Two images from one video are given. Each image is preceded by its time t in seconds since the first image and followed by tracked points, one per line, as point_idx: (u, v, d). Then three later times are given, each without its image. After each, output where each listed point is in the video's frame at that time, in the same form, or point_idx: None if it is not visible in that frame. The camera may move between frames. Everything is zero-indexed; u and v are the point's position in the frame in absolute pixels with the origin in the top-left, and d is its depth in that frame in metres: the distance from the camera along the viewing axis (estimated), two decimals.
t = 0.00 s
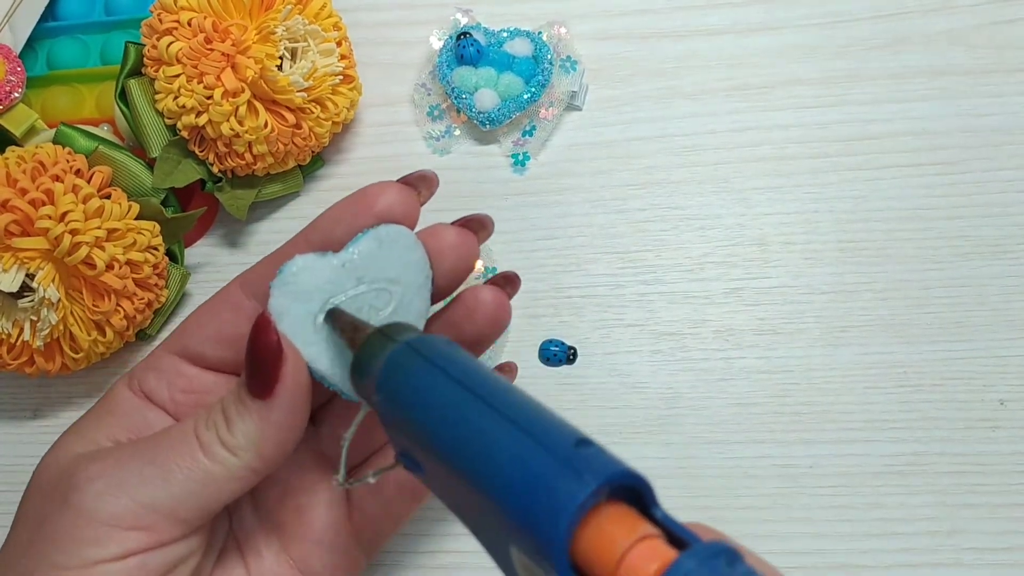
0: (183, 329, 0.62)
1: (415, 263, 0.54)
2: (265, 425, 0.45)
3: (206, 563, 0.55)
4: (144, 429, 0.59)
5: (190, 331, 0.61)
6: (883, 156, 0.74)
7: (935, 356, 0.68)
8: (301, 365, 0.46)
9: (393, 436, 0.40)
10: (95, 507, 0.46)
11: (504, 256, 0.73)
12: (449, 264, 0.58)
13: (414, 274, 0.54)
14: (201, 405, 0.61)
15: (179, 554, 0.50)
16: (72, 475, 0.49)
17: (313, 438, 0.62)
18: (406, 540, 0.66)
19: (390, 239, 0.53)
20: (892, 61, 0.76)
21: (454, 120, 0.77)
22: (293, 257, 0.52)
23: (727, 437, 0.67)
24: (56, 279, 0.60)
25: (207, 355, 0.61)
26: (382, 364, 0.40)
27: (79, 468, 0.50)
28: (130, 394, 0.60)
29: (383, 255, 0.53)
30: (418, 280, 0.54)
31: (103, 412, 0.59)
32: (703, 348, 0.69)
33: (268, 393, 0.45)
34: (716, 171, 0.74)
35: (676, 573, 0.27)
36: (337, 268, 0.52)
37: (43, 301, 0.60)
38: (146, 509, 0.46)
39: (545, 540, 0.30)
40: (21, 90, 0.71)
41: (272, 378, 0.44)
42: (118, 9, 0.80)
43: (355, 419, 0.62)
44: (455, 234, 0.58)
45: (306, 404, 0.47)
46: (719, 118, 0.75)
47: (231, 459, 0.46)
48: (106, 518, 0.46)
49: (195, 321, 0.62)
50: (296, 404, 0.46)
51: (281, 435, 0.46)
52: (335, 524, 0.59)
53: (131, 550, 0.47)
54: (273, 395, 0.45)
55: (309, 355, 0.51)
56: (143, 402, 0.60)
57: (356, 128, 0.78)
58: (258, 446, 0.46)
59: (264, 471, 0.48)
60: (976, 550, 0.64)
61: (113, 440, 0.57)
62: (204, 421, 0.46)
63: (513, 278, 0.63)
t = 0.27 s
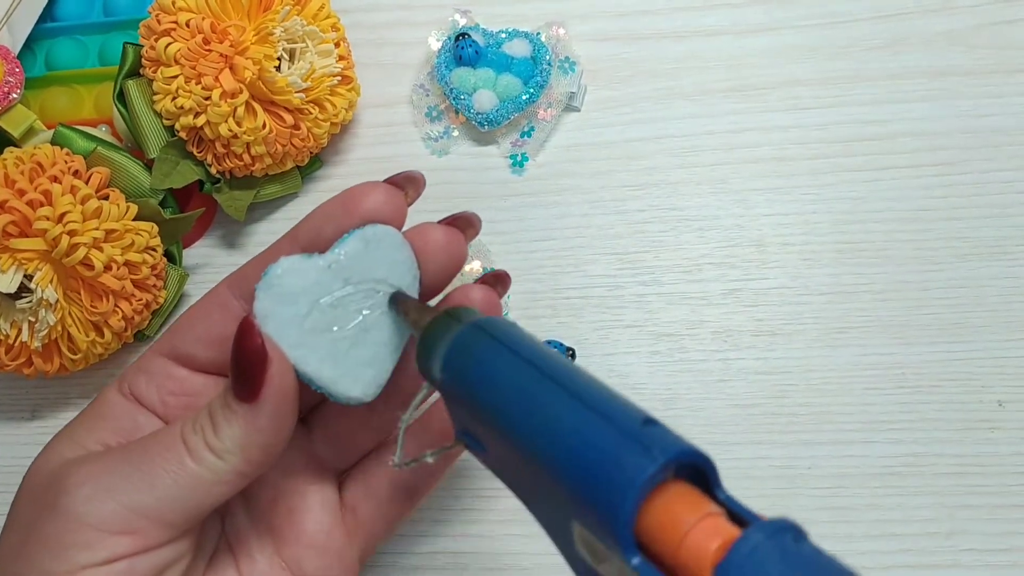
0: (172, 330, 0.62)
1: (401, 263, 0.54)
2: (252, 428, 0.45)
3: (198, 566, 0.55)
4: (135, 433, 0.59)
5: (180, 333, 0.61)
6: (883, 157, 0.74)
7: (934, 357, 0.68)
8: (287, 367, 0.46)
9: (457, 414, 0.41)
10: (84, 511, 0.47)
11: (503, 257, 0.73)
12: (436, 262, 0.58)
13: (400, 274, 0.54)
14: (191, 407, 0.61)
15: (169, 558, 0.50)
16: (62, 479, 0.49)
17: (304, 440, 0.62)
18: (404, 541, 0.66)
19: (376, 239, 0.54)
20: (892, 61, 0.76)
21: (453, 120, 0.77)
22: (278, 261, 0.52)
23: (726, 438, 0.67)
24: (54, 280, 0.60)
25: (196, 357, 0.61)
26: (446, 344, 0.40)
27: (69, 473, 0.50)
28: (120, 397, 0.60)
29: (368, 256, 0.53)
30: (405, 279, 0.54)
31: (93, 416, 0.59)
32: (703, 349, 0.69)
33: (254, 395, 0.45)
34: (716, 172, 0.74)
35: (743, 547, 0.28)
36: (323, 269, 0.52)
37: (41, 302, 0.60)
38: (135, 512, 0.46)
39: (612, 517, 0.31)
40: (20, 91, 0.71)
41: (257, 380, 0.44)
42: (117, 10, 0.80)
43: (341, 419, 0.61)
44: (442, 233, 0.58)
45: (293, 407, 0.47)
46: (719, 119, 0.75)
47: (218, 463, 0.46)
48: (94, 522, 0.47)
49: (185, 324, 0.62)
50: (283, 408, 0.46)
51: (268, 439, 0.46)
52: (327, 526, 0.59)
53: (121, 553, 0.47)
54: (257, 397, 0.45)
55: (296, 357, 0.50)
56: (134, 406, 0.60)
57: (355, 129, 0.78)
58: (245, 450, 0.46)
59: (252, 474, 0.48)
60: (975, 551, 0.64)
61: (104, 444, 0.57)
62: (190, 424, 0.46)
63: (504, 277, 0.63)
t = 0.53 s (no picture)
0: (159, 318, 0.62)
1: (381, 248, 0.54)
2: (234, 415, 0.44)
3: (187, 559, 0.55)
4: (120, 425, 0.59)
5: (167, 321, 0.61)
6: (883, 157, 0.74)
7: (934, 357, 0.68)
8: (270, 351, 0.45)
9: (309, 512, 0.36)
10: (68, 503, 0.47)
11: (503, 257, 0.73)
12: (412, 253, 0.59)
13: (379, 258, 0.54)
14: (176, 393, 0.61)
15: (156, 547, 0.50)
16: (44, 471, 0.50)
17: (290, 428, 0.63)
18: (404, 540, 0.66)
19: (355, 225, 0.54)
20: (892, 61, 0.76)
21: (454, 120, 0.77)
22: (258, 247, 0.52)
23: (727, 438, 0.67)
24: (55, 280, 0.60)
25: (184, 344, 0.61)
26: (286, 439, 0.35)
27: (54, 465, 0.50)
28: (105, 390, 0.60)
29: (348, 241, 0.53)
30: (385, 263, 0.54)
31: (80, 409, 0.59)
32: (703, 348, 0.69)
33: (235, 382, 0.44)
34: (716, 172, 0.74)
35: None
36: (303, 254, 0.52)
37: (42, 302, 0.60)
38: (117, 503, 0.46)
39: None
40: (21, 90, 0.71)
41: (238, 367, 0.43)
42: (117, 9, 0.80)
43: (330, 412, 0.63)
44: (419, 221, 0.58)
45: (278, 393, 0.46)
46: (719, 119, 0.75)
47: (200, 450, 0.45)
48: (77, 515, 0.47)
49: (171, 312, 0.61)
50: (266, 395, 0.45)
51: (250, 425, 0.45)
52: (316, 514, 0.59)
53: (105, 545, 0.48)
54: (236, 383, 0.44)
55: (281, 341, 0.50)
56: (119, 398, 0.60)
57: (356, 128, 0.78)
58: (228, 438, 0.45)
59: (236, 462, 0.47)
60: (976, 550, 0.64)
61: (89, 438, 0.57)
62: (173, 414, 0.46)
63: (480, 256, 0.64)
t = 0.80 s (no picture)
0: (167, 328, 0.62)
1: (386, 268, 0.50)
2: (222, 419, 0.44)
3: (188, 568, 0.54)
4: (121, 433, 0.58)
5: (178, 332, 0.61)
6: (883, 157, 0.74)
7: (934, 357, 0.68)
8: (257, 351, 0.44)
9: None
10: (59, 512, 0.47)
11: (503, 256, 0.73)
12: (424, 275, 0.55)
13: (383, 276, 0.50)
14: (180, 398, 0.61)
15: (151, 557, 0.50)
16: (40, 483, 0.50)
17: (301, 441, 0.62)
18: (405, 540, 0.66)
19: (363, 237, 0.51)
20: (892, 61, 0.76)
21: (454, 120, 0.77)
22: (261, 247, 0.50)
23: (727, 438, 0.67)
24: (55, 279, 0.60)
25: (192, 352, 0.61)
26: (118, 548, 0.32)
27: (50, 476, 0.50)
28: (113, 400, 0.60)
29: (353, 253, 0.50)
30: (387, 282, 0.50)
31: (85, 417, 0.59)
32: (703, 348, 0.69)
33: (220, 383, 0.43)
34: (716, 172, 0.74)
35: None
36: (305, 261, 0.50)
37: (42, 302, 0.60)
38: (107, 511, 0.46)
39: None
40: (21, 90, 0.71)
41: (221, 366, 0.43)
42: (117, 9, 0.80)
43: (342, 422, 0.62)
44: (434, 245, 0.55)
45: (266, 393, 0.45)
46: (719, 118, 0.75)
47: (189, 454, 0.44)
48: (69, 525, 0.47)
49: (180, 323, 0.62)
50: (253, 395, 0.44)
51: (239, 427, 0.44)
52: (326, 530, 0.58)
53: (99, 554, 0.47)
54: (220, 382, 0.43)
55: (265, 344, 0.47)
56: (127, 407, 0.60)
57: (356, 128, 0.78)
58: (216, 442, 0.44)
59: (229, 466, 0.46)
60: (976, 550, 0.63)
61: (88, 448, 0.57)
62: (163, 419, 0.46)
63: (497, 279, 0.63)
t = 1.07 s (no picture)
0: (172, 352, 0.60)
1: (391, 314, 0.43)
2: (196, 461, 0.39)
3: None
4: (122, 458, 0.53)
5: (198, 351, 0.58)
6: (883, 157, 0.74)
7: (934, 357, 0.68)
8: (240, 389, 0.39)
9: None
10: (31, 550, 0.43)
11: (503, 256, 0.73)
12: (435, 325, 0.44)
13: (388, 323, 0.42)
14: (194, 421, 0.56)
15: None
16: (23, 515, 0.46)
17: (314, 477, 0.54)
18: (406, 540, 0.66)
19: (370, 276, 0.43)
20: (892, 61, 0.76)
21: (454, 120, 0.77)
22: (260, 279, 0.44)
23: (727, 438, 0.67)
24: (55, 280, 0.60)
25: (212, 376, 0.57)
26: None
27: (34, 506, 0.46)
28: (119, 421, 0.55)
29: (356, 295, 0.43)
30: (394, 330, 0.42)
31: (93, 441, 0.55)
32: (703, 348, 0.69)
33: (197, 420, 0.38)
34: (716, 172, 0.74)
35: None
36: (301, 298, 0.43)
37: (42, 302, 0.60)
38: (75, 552, 0.41)
39: None
40: (21, 91, 0.71)
41: (200, 402, 0.38)
42: (117, 9, 0.80)
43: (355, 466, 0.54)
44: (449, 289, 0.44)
45: (250, 433, 0.40)
46: (719, 118, 0.75)
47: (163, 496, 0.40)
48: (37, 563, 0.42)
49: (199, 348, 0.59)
50: (237, 433, 0.39)
51: (220, 469, 0.39)
52: None
53: None
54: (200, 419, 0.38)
55: (245, 385, 0.40)
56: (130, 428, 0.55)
57: (356, 128, 0.78)
58: (192, 483, 0.39)
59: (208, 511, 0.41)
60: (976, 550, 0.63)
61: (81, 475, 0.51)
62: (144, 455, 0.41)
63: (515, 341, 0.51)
